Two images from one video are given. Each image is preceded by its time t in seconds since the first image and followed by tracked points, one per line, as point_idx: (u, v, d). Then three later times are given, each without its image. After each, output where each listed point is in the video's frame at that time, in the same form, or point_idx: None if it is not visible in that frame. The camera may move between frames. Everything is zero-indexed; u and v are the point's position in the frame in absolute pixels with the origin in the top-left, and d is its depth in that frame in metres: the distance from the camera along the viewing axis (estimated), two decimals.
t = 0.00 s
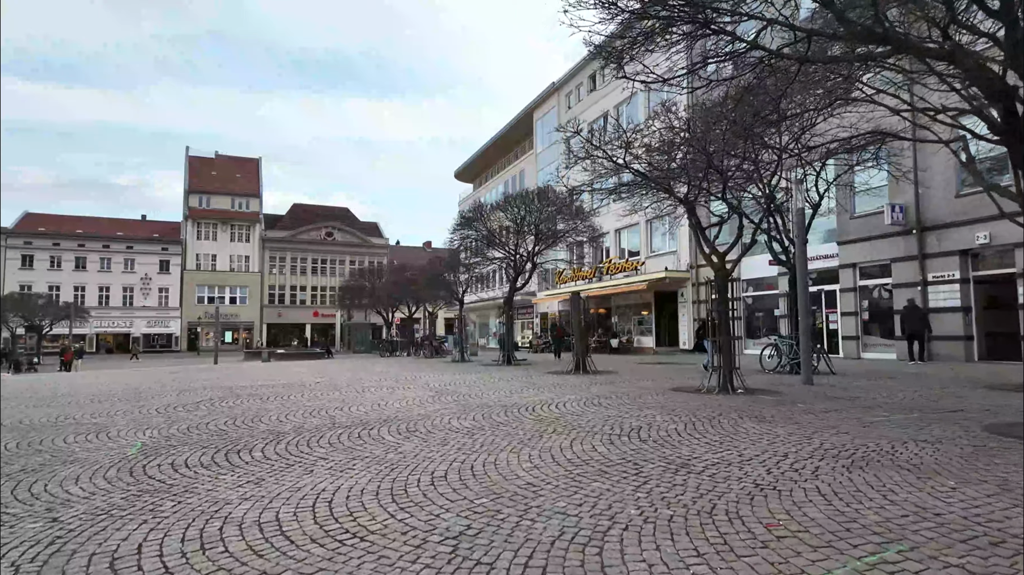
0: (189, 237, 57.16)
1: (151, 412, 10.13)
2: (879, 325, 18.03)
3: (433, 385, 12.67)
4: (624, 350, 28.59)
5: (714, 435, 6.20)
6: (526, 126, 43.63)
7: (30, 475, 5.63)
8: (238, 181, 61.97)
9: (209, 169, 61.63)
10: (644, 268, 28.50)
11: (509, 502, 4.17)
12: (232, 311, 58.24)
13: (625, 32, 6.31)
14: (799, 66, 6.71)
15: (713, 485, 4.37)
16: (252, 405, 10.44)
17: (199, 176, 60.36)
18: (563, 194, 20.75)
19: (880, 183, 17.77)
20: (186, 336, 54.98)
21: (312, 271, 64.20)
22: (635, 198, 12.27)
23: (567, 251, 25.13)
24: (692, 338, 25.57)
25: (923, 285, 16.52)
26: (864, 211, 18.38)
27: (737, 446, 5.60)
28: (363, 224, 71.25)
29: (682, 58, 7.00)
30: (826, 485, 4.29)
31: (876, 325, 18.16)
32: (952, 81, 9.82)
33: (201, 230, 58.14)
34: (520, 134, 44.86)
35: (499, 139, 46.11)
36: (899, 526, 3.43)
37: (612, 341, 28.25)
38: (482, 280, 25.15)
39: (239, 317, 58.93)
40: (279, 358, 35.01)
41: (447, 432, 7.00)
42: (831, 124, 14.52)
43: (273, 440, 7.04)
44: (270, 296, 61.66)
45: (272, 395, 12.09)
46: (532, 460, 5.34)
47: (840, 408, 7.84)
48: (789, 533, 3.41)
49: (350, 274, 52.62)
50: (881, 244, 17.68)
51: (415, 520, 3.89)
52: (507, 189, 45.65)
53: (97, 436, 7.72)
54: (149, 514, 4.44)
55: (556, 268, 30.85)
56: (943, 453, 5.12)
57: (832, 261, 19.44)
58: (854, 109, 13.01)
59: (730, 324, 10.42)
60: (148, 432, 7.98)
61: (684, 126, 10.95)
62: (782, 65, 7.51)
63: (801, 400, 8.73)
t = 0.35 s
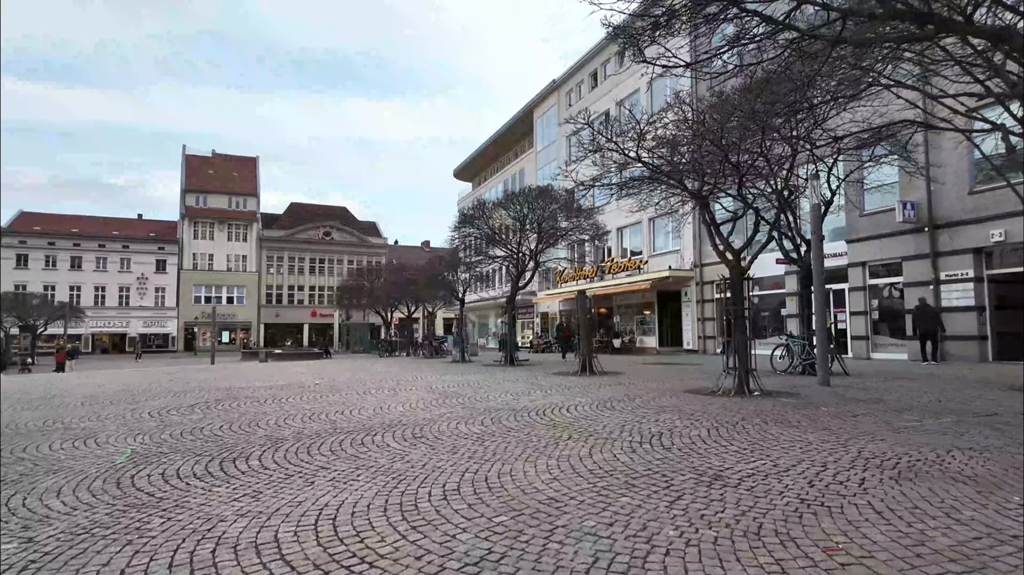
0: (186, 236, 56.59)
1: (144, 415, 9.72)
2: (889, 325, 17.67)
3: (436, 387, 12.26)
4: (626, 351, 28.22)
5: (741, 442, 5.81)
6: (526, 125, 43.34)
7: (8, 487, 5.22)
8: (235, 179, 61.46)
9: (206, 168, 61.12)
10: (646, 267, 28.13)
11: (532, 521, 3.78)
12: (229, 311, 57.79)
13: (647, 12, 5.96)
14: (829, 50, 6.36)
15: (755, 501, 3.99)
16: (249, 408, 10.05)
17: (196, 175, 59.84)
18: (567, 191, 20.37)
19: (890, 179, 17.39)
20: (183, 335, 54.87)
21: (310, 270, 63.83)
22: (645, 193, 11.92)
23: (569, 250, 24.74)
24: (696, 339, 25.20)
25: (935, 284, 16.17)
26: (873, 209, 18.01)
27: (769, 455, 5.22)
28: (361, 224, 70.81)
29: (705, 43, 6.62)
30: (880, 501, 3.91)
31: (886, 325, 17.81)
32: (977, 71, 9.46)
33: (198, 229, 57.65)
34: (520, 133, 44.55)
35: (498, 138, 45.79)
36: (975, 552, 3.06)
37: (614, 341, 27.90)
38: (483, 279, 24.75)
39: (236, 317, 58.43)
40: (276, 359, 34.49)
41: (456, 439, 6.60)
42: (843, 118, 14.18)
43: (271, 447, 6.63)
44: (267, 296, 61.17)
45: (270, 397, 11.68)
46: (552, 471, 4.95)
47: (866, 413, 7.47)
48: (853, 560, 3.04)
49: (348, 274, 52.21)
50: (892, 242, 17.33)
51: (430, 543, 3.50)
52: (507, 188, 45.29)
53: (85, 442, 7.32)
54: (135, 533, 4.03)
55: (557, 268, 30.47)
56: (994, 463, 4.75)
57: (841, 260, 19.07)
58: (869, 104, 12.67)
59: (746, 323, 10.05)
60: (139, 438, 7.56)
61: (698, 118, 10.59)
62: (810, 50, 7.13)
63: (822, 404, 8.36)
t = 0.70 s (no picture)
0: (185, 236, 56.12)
1: (140, 419, 9.37)
2: (902, 326, 17.33)
3: (442, 390, 11.90)
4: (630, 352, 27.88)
5: (773, 452, 5.47)
6: (527, 125, 43.14)
7: None
8: (234, 180, 61.09)
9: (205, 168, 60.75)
10: (651, 267, 27.79)
11: (564, 544, 3.42)
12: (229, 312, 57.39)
13: None
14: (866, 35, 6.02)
15: (807, 519, 3.64)
16: (250, 412, 9.70)
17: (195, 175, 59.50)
18: (572, 190, 20.05)
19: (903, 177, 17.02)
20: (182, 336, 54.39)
21: (310, 271, 63.53)
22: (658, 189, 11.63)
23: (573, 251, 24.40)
24: (702, 340, 24.85)
25: (950, 284, 15.80)
26: (885, 207, 17.65)
27: (808, 467, 4.87)
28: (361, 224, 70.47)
29: (732, 27, 6.28)
30: (945, 520, 3.57)
31: (898, 326, 17.47)
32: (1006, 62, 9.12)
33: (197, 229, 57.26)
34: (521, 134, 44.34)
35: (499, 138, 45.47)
36: None
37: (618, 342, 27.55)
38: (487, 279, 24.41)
39: (235, 318, 58.04)
40: (276, 361, 34.09)
41: (468, 447, 6.26)
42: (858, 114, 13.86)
43: (272, 456, 6.29)
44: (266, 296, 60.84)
45: (270, 400, 11.34)
46: (577, 484, 4.60)
47: (897, 418, 7.12)
48: None
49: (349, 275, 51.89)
50: (905, 242, 16.98)
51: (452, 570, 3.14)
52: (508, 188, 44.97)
53: (78, 449, 6.96)
54: (123, 556, 3.67)
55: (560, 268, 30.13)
56: None
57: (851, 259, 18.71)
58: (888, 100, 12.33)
59: (764, 324, 9.70)
60: (133, 445, 7.21)
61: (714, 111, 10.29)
62: (843, 36, 6.78)
63: (846, 408, 8.02)
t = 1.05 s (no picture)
0: (184, 239, 55.71)
1: (136, 428, 9.03)
2: (914, 330, 17.03)
3: (448, 396, 11.55)
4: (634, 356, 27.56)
5: (811, 466, 5.14)
6: (529, 127, 42.91)
7: None
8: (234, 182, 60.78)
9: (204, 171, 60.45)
10: (656, 271, 27.49)
11: None
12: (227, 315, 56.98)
13: None
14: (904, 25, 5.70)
15: (871, 548, 3.30)
16: (251, 420, 9.35)
17: (194, 177, 59.18)
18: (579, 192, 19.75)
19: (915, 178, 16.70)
20: (181, 340, 53.96)
21: (309, 274, 63.23)
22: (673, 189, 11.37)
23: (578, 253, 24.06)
24: (708, 344, 24.54)
25: (965, 287, 15.49)
26: (897, 209, 17.35)
27: (854, 485, 4.53)
28: (360, 227, 70.23)
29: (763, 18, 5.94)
30: (1023, 549, 3.23)
31: (911, 330, 17.16)
32: None
33: (196, 232, 56.90)
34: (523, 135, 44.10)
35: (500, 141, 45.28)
36: None
37: (623, 346, 27.21)
38: (490, 283, 24.08)
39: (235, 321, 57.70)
40: (276, 365, 33.72)
41: (484, 459, 5.93)
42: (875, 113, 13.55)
43: (277, 469, 5.95)
44: (266, 299, 60.54)
45: (272, 407, 11.00)
46: (608, 504, 4.25)
47: (930, 428, 6.80)
48: None
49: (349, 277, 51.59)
50: (918, 245, 16.67)
51: None
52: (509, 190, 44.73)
53: (71, 462, 6.63)
54: None
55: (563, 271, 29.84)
56: None
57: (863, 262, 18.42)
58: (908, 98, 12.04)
59: (785, 329, 9.38)
60: (129, 456, 6.86)
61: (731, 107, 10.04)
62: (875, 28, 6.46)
63: (874, 417, 7.70)
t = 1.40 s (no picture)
0: (184, 239, 54.49)
1: (134, 431, 8.70)
2: (929, 331, 16.70)
3: (456, 399, 11.19)
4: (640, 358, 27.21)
5: (860, 473, 4.79)
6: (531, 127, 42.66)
7: None
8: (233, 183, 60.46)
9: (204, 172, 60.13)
10: (661, 271, 27.17)
11: None
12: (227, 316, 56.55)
13: None
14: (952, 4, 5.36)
15: (955, 568, 2.97)
16: (254, 423, 9.04)
17: (194, 178, 58.86)
18: (586, 190, 19.45)
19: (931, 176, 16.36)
20: (181, 342, 52.89)
21: (309, 275, 62.91)
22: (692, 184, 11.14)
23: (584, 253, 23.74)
24: (716, 346, 24.22)
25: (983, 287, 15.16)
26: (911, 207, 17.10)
27: (913, 494, 4.19)
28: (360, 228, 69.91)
29: None
30: None
31: (925, 331, 16.84)
32: None
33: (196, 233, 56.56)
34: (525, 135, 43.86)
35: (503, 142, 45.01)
36: None
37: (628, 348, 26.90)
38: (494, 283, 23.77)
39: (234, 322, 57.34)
40: (276, 367, 33.32)
41: (505, 465, 5.59)
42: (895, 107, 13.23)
43: (285, 475, 5.61)
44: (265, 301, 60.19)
45: (274, 409, 10.67)
46: (649, 517, 3.92)
47: (971, 432, 6.46)
48: None
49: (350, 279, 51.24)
50: (934, 244, 16.36)
51: None
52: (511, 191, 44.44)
53: (67, 467, 6.30)
54: None
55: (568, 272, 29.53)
56: None
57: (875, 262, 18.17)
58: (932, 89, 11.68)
59: (809, 328, 9.06)
60: (128, 461, 6.51)
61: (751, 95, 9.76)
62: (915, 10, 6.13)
63: (907, 420, 7.36)
